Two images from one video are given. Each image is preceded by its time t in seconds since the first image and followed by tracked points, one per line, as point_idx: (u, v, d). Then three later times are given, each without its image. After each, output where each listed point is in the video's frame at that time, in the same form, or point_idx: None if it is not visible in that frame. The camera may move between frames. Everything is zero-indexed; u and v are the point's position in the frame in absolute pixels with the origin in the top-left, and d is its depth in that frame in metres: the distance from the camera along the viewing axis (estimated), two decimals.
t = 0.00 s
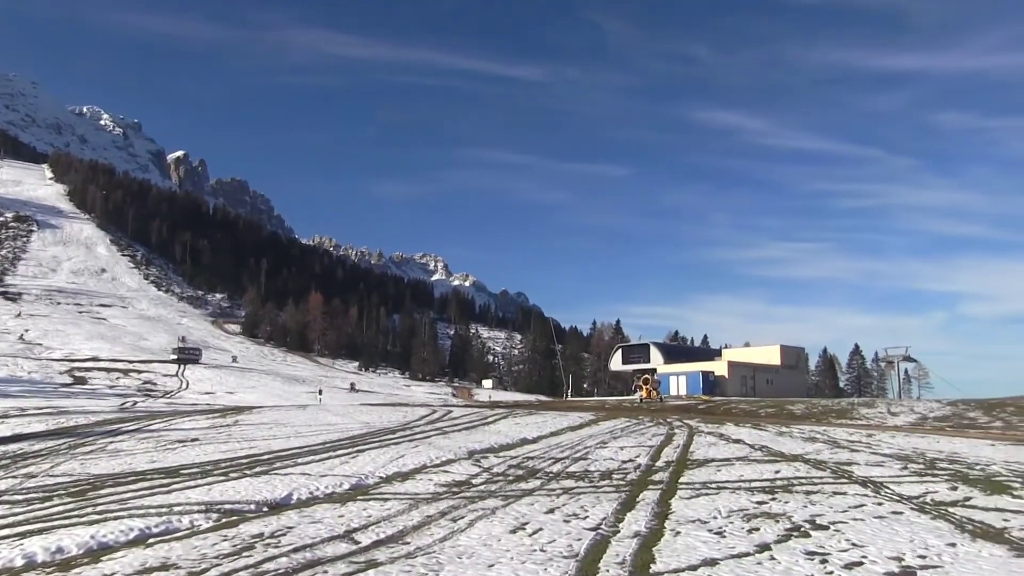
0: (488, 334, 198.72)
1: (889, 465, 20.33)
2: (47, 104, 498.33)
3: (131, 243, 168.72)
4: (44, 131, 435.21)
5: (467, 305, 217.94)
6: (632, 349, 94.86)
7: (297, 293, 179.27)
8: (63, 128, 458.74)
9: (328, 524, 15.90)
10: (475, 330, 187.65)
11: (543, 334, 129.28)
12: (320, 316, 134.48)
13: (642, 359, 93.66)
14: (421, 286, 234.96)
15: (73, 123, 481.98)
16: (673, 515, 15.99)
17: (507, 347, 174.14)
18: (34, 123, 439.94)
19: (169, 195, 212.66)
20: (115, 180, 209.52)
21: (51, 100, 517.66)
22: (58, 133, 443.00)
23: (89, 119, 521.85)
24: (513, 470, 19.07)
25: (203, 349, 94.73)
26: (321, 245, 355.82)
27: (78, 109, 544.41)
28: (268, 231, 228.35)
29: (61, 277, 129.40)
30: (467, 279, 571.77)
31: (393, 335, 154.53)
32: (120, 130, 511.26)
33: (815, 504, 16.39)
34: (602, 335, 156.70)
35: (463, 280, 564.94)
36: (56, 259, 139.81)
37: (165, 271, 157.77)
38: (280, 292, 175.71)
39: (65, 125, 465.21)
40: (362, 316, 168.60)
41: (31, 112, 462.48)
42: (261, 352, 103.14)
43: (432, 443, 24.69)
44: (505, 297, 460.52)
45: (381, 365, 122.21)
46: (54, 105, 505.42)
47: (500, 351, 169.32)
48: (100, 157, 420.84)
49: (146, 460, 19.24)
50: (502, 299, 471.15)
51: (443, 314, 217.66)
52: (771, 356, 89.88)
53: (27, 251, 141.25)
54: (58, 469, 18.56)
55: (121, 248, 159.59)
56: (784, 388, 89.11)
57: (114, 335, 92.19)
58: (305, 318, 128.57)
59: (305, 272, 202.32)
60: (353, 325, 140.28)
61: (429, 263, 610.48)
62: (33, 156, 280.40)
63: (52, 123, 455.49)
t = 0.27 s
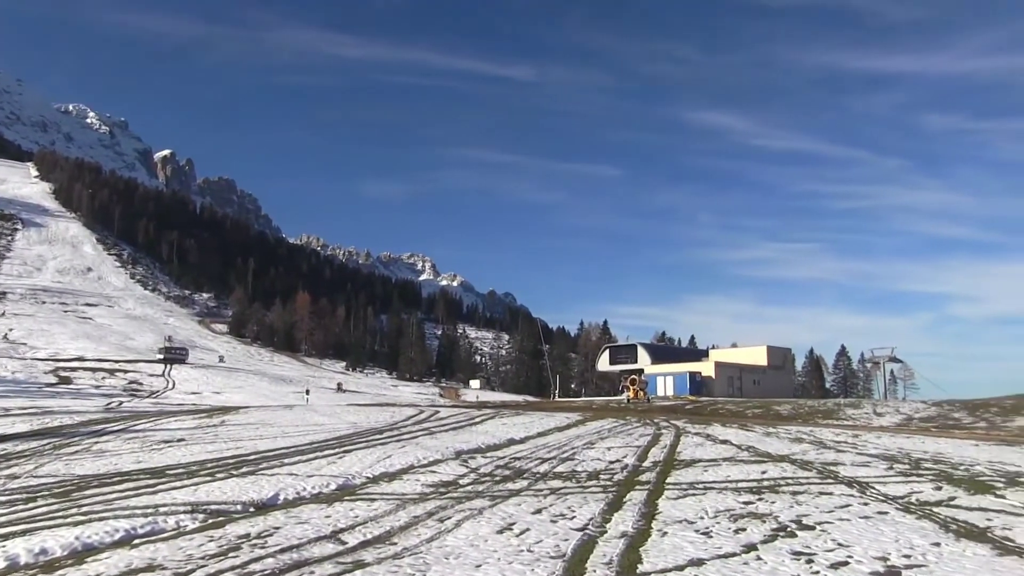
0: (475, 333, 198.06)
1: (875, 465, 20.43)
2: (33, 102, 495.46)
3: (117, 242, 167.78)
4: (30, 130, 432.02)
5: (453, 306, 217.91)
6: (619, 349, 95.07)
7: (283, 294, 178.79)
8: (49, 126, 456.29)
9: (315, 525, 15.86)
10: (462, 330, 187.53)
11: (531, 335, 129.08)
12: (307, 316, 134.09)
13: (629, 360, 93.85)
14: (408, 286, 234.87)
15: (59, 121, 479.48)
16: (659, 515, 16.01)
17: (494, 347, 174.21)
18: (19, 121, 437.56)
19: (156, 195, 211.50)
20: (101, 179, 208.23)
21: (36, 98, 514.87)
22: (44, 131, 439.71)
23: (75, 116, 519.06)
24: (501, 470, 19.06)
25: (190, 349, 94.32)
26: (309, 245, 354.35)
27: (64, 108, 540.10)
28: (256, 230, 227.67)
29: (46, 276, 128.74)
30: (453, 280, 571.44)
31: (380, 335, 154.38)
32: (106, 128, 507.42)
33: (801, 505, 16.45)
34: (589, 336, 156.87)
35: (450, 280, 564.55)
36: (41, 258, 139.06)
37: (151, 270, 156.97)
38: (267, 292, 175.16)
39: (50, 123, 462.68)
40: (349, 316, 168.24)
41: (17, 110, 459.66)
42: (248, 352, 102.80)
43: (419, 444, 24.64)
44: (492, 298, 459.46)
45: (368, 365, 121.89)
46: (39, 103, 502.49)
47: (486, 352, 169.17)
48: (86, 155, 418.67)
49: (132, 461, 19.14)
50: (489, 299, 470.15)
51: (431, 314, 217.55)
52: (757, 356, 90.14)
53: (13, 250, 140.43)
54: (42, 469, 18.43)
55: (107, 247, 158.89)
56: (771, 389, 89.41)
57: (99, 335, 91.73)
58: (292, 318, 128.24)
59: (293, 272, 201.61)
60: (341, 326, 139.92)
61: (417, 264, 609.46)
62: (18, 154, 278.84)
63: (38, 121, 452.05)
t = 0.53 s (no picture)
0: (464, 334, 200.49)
1: (862, 465, 20.52)
2: (18, 100, 492.74)
3: (104, 241, 166.92)
4: (15, 128, 428.76)
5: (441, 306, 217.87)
6: (607, 350, 95.26)
7: (271, 294, 178.29)
8: (34, 124, 453.87)
9: (302, 526, 15.81)
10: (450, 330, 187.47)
11: (518, 336, 129.11)
12: (295, 316, 133.84)
13: (617, 360, 94.02)
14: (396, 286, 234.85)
15: (45, 119, 476.90)
16: (647, 515, 16.03)
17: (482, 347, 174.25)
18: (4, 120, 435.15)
19: (143, 194, 210.45)
20: (87, 178, 207.11)
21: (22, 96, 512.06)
22: (29, 129, 436.46)
23: (61, 114, 516.38)
24: (489, 471, 19.04)
25: (177, 349, 93.93)
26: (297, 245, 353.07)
27: (49, 106, 536.17)
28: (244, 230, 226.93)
29: (31, 276, 128.17)
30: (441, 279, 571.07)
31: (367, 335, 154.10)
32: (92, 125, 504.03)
33: (788, 505, 16.49)
34: (576, 337, 157.08)
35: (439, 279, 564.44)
36: (27, 257, 138.44)
37: (138, 270, 156.29)
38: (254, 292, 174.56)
39: (36, 121, 460.18)
40: (336, 316, 167.86)
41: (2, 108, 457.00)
42: (235, 352, 102.47)
43: (407, 444, 24.60)
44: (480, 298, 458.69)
45: (355, 365, 121.68)
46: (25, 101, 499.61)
47: (472, 352, 169.18)
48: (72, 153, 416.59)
49: (119, 462, 19.05)
50: (477, 299, 469.54)
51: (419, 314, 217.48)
52: (745, 357, 90.40)
53: None
54: (27, 470, 18.32)
55: (93, 246, 158.26)
56: (758, 390, 89.75)
57: (86, 335, 91.31)
58: (280, 319, 127.99)
59: (281, 271, 201.08)
60: (328, 326, 139.69)
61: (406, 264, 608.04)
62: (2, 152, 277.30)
63: (23, 119, 448.76)
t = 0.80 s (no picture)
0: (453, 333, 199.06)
1: (850, 465, 20.59)
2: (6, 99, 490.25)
3: (92, 241, 166.31)
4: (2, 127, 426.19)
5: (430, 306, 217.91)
6: (597, 350, 95.34)
7: (260, 294, 177.94)
8: (21, 122, 451.43)
9: (291, 526, 15.76)
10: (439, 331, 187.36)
11: (507, 336, 129.11)
12: (284, 316, 133.61)
13: (606, 361, 94.08)
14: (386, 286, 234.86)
15: (32, 118, 474.50)
16: (636, 516, 16.05)
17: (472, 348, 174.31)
18: None
19: (132, 193, 209.56)
20: (75, 177, 206.16)
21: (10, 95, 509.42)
22: (16, 128, 433.51)
23: (49, 113, 513.82)
24: (478, 471, 19.03)
25: (165, 349, 93.60)
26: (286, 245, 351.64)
27: (37, 104, 532.43)
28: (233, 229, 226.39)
29: (19, 275, 127.70)
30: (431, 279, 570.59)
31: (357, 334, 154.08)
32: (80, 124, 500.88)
33: (777, 505, 16.53)
34: (566, 337, 157.18)
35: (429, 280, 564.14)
36: (14, 257, 138.00)
37: (126, 269, 155.75)
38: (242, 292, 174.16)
39: (24, 120, 457.75)
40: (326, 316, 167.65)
41: None
42: (225, 352, 102.26)
43: (397, 445, 24.55)
44: (469, 298, 456.70)
45: (345, 365, 121.46)
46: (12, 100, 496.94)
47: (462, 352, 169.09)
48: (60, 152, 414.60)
49: (106, 462, 18.97)
50: (467, 299, 468.55)
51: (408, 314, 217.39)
52: (734, 357, 90.58)
53: None
54: (14, 470, 18.23)
55: (81, 245, 157.88)
56: (747, 390, 90.00)
57: (73, 335, 91.00)
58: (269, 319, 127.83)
59: (270, 271, 200.65)
60: (318, 326, 139.48)
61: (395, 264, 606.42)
62: None
63: (10, 117, 445.50)
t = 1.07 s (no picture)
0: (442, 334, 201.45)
1: (837, 466, 20.67)
2: None
3: (78, 240, 165.56)
4: None
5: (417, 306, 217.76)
6: (584, 350, 95.31)
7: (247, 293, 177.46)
8: (7, 120, 448.23)
9: (278, 527, 15.71)
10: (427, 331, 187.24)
11: (495, 336, 129.05)
12: (271, 315, 133.33)
13: (594, 361, 94.08)
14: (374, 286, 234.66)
15: (18, 116, 471.21)
16: (623, 516, 16.07)
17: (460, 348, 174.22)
18: None
19: (119, 192, 208.48)
20: (61, 175, 204.92)
21: None
22: (2, 125, 429.86)
23: (35, 111, 510.44)
24: (465, 472, 19.02)
25: (152, 349, 93.10)
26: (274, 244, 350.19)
27: (23, 101, 527.99)
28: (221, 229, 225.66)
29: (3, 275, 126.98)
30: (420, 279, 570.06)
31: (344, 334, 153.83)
32: (66, 122, 497.12)
33: (764, 505, 16.58)
34: (554, 338, 157.31)
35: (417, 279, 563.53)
36: None
37: (113, 268, 155.09)
38: (230, 292, 173.61)
39: (10, 118, 454.56)
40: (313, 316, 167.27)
41: None
42: (211, 352, 101.83)
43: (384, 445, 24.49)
44: (457, 298, 454.98)
45: (332, 365, 121.25)
46: None
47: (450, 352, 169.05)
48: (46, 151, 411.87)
49: (91, 463, 18.86)
50: (455, 299, 467.52)
51: (396, 314, 217.34)
52: (721, 359, 90.81)
53: None
54: None
55: (67, 244, 157.18)
56: (734, 391, 90.33)
57: (58, 334, 90.50)
58: (256, 318, 127.67)
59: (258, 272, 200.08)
60: (305, 326, 139.26)
61: (383, 263, 604.72)
62: None
63: None
